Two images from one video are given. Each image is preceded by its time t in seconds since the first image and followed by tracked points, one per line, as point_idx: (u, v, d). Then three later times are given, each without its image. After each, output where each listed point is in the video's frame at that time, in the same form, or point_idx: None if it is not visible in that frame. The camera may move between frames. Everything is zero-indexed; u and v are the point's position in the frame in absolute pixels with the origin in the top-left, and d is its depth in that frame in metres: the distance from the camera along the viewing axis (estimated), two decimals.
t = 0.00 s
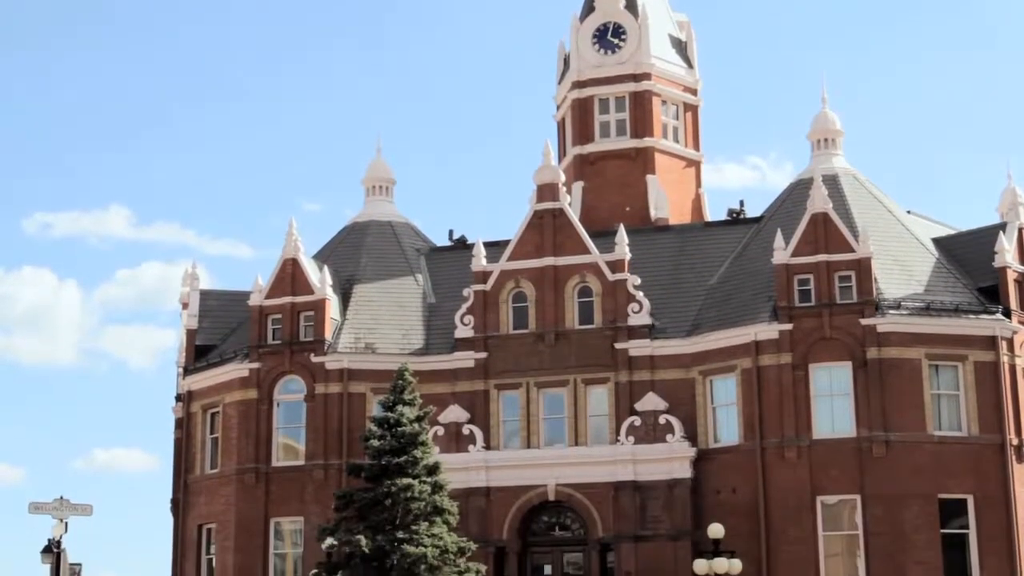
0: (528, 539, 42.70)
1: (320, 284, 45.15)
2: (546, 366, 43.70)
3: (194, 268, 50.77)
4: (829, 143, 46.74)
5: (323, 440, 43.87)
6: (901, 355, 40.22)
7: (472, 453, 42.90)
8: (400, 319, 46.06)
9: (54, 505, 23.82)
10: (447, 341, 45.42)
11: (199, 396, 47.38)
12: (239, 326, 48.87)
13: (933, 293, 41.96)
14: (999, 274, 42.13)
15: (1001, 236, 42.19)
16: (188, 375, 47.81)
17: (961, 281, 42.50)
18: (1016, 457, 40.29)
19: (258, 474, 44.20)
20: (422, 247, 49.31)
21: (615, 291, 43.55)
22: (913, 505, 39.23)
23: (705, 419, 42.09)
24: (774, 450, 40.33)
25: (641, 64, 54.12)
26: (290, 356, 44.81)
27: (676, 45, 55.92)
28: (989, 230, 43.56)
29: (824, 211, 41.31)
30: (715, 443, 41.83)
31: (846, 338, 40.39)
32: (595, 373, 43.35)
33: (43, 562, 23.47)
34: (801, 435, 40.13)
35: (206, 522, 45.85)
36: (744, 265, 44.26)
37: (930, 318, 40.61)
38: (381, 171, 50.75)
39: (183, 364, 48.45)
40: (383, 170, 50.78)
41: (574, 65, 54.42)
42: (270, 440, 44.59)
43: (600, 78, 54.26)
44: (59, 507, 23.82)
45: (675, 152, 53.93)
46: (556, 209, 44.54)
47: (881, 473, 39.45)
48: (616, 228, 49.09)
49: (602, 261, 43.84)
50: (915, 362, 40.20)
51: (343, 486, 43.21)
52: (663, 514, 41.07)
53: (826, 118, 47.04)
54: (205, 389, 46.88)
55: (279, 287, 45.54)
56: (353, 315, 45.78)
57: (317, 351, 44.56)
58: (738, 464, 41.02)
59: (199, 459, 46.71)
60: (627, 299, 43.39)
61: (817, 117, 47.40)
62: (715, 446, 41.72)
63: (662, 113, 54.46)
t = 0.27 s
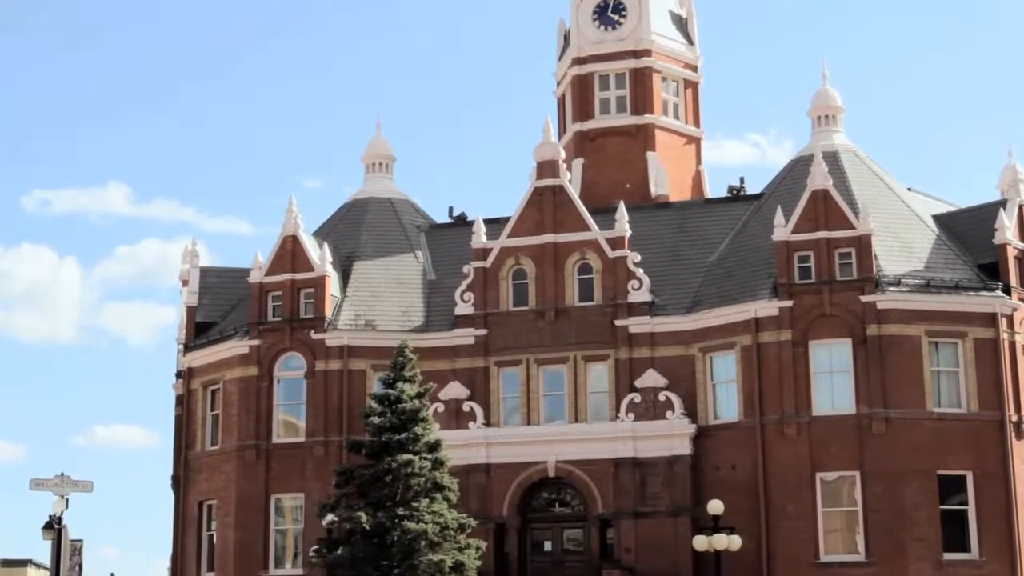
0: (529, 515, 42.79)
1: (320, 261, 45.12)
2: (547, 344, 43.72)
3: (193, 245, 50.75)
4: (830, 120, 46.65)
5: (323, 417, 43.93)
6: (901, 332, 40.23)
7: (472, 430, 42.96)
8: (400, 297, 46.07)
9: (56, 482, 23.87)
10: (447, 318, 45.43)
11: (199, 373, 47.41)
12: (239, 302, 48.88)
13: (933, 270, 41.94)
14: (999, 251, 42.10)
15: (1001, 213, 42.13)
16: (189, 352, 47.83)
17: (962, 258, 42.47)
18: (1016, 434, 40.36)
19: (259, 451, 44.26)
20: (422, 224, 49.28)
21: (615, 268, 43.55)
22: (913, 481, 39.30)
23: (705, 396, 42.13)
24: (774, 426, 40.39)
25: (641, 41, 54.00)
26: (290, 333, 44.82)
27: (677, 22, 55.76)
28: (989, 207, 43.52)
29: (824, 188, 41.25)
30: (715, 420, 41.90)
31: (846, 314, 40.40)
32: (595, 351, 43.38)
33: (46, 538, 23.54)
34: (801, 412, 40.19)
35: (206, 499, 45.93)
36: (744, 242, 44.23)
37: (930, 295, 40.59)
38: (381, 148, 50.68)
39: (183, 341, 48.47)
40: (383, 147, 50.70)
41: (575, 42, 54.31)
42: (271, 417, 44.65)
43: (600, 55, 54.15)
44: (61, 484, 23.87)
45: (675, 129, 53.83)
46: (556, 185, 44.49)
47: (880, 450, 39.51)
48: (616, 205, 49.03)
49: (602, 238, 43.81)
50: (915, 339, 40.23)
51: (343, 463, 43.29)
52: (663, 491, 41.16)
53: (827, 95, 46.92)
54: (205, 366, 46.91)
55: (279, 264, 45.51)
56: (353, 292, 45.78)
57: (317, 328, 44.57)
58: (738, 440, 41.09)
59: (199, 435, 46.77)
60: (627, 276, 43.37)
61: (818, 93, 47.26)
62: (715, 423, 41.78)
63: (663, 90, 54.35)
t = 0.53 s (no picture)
0: (529, 492, 42.89)
1: (320, 238, 45.09)
2: (547, 321, 43.73)
3: (193, 223, 50.74)
4: (831, 97, 46.57)
5: (323, 394, 43.96)
6: (901, 309, 40.23)
7: (472, 407, 43.01)
8: (400, 274, 46.05)
9: (57, 459, 23.92)
10: (446, 295, 45.44)
11: (199, 350, 47.45)
12: (239, 280, 48.89)
13: (933, 248, 41.92)
14: (1000, 228, 42.07)
15: (1002, 190, 42.07)
16: (189, 329, 47.86)
17: (962, 236, 42.45)
18: (1015, 411, 40.42)
19: (260, 428, 44.33)
20: (422, 201, 49.26)
21: (615, 246, 43.53)
22: (912, 458, 39.35)
23: (705, 373, 42.16)
24: (774, 403, 40.43)
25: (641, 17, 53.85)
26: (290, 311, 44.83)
27: None
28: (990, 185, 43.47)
29: (824, 166, 41.20)
30: (715, 397, 41.94)
31: (846, 292, 40.39)
32: (595, 328, 43.40)
33: (47, 515, 23.61)
34: (801, 389, 40.23)
35: (207, 476, 46.02)
36: (744, 219, 44.20)
37: (930, 272, 40.58)
38: (380, 125, 50.60)
39: (183, 318, 48.49)
40: (383, 124, 50.62)
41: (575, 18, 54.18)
42: (271, 394, 44.71)
43: (601, 32, 54.02)
44: (62, 460, 23.92)
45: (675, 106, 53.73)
46: (556, 162, 44.42)
47: (880, 427, 39.56)
48: (616, 182, 48.97)
49: (602, 215, 43.78)
50: (915, 316, 40.24)
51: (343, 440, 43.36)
52: (663, 467, 41.24)
53: (829, 72, 46.83)
54: (206, 343, 46.95)
55: (279, 242, 45.49)
56: (353, 269, 45.77)
57: (317, 305, 44.57)
58: (738, 417, 41.14)
59: (200, 412, 46.84)
60: (627, 253, 43.36)
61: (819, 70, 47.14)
62: (715, 400, 41.82)
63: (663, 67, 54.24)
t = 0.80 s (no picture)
0: (529, 473, 42.96)
1: (320, 219, 45.05)
2: (547, 302, 43.73)
3: (193, 204, 50.70)
4: (831, 77, 46.49)
5: (323, 375, 44.01)
6: (901, 291, 40.22)
7: (473, 388, 43.05)
8: (399, 255, 46.02)
9: (57, 440, 23.95)
10: (446, 276, 45.44)
11: (199, 331, 47.46)
12: (239, 261, 48.87)
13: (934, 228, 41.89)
14: (1000, 209, 42.04)
15: (1002, 171, 42.00)
16: (190, 310, 47.85)
17: (962, 216, 42.42)
18: (1014, 391, 40.45)
19: (260, 409, 44.39)
20: (422, 181, 49.23)
21: (615, 227, 43.50)
22: (911, 439, 39.39)
23: (705, 354, 42.17)
24: (774, 384, 40.45)
25: None
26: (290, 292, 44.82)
27: None
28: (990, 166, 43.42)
29: (825, 147, 41.14)
30: (715, 377, 41.97)
31: (846, 273, 40.37)
32: (595, 309, 43.40)
33: (47, 495, 23.65)
34: (801, 369, 40.26)
35: (208, 456, 46.08)
36: (744, 200, 44.16)
37: (931, 253, 40.56)
38: (380, 105, 50.51)
39: (183, 300, 48.49)
40: (382, 104, 50.53)
41: None
42: (271, 374, 44.75)
43: (601, 12, 53.86)
44: (63, 441, 23.94)
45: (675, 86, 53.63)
46: (557, 143, 44.37)
47: (880, 408, 39.60)
48: (616, 162, 48.91)
49: (602, 196, 43.74)
50: (915, 297, 40.23)
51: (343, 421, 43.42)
52: (662, 448, 41.29)
53: (829, 52, 46.73)
54: (206, 324, 46.95)
55: (279, 223, 45.46)
56: (352, 250, 45.74)
57: (317, 286, 44.56)
58: (738, 398, 41.17)
59: (200, 393, 46.87)
60: (627, 234, 43.33)
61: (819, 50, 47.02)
62: (715, 381, 41.85)
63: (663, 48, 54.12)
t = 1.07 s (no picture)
0: (529, 453, 43.03)
1: (320, 199, 45.02)
2: (547, 282, 43.74)
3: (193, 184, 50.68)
4: (832, 57, 46.41)
5: (324, 355, 44.05)
6: (901, 270, 40.21)
7: (473, 367, 43.09)
8: (400, 235, 46.02)
9: (58, 419, 23.98)
10: (446, 256, 45.44)
11: (199, 312, 47.48)
12: (240, 241, 48.87)
13: (934, 208, 41.87)
14: (1000, 189, 42.00)
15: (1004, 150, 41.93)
16: (190, 290, 47.86)
17: (962, 196, 42.40)
18: (1014, 371, 40.48)
19: (260, 389, 44.44)
20: (422, 161, 49.20)
21: (615, 207, 43.48)
22: (910, 418, 39.44)
23: (705, 333, 42.20)
24: (773, 363, 40.49)
25: None
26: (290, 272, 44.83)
27: None
28: (991, 146, 43.36)
29: (826, 126, 41.09)
30: (715, 357, 42.01)
31: (846, 253, 40.37)
32: (596, 289, 43.42)
33: (48, 474, 23.70)
34: (800, 349, 40.31)
35: (208, 436, 46.15)
36: (744, 180, 44.12)
37: (931, 232, 40.55)
38: (380, 84, 50.43)
39: (184, 279, 48.51)
40: (382, 84, 50.44)
41: None
42: (271, 354, 44.78)
43: None
44: (63, 421, 23.97)
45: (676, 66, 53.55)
46: (556, 122, 44.33)
47: (880, 387, 39.64)
48: (616, 142, 48.85)
49: (603, 176, 43.71)
50: (915, 278, 40.22)
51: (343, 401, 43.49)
52: (662, 427, 41.36)
53: (830, 31, 46.62)
54: (206, 304, 46.98)
55: (279, 202, 45.43)
56: (353, 230, 45.73)
57: (317, 267, 44.56)
58: (738, 378, 41.21)
59: (200, 373, 46.92)
60: (628, 214, 43.32)
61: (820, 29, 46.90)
62: (715, 360, 41.90)
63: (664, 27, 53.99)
